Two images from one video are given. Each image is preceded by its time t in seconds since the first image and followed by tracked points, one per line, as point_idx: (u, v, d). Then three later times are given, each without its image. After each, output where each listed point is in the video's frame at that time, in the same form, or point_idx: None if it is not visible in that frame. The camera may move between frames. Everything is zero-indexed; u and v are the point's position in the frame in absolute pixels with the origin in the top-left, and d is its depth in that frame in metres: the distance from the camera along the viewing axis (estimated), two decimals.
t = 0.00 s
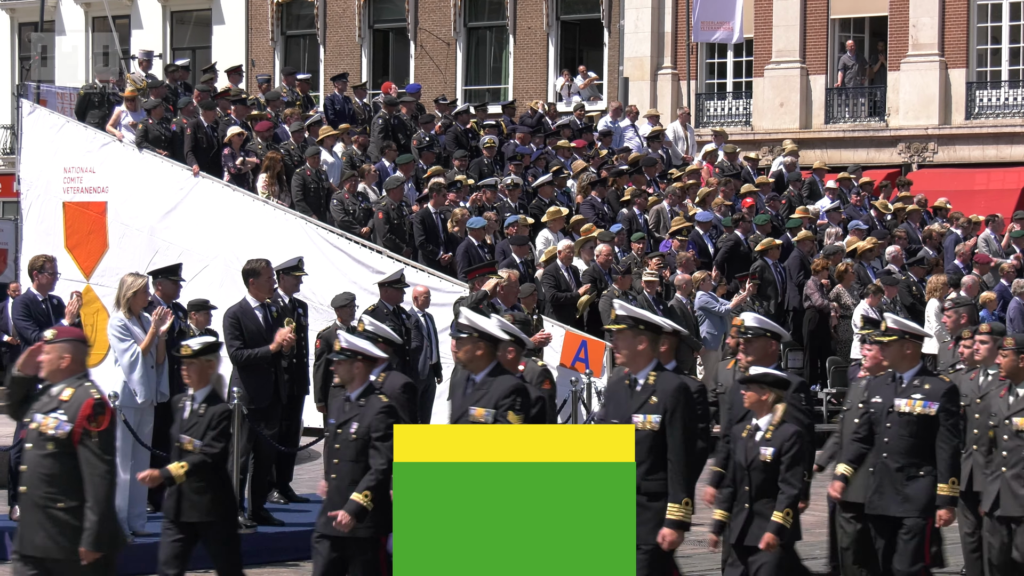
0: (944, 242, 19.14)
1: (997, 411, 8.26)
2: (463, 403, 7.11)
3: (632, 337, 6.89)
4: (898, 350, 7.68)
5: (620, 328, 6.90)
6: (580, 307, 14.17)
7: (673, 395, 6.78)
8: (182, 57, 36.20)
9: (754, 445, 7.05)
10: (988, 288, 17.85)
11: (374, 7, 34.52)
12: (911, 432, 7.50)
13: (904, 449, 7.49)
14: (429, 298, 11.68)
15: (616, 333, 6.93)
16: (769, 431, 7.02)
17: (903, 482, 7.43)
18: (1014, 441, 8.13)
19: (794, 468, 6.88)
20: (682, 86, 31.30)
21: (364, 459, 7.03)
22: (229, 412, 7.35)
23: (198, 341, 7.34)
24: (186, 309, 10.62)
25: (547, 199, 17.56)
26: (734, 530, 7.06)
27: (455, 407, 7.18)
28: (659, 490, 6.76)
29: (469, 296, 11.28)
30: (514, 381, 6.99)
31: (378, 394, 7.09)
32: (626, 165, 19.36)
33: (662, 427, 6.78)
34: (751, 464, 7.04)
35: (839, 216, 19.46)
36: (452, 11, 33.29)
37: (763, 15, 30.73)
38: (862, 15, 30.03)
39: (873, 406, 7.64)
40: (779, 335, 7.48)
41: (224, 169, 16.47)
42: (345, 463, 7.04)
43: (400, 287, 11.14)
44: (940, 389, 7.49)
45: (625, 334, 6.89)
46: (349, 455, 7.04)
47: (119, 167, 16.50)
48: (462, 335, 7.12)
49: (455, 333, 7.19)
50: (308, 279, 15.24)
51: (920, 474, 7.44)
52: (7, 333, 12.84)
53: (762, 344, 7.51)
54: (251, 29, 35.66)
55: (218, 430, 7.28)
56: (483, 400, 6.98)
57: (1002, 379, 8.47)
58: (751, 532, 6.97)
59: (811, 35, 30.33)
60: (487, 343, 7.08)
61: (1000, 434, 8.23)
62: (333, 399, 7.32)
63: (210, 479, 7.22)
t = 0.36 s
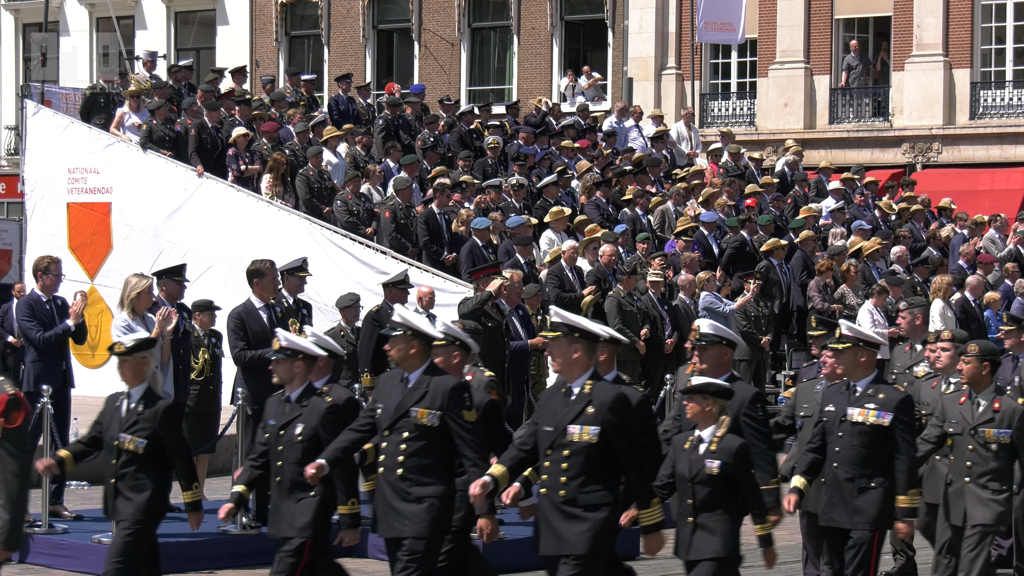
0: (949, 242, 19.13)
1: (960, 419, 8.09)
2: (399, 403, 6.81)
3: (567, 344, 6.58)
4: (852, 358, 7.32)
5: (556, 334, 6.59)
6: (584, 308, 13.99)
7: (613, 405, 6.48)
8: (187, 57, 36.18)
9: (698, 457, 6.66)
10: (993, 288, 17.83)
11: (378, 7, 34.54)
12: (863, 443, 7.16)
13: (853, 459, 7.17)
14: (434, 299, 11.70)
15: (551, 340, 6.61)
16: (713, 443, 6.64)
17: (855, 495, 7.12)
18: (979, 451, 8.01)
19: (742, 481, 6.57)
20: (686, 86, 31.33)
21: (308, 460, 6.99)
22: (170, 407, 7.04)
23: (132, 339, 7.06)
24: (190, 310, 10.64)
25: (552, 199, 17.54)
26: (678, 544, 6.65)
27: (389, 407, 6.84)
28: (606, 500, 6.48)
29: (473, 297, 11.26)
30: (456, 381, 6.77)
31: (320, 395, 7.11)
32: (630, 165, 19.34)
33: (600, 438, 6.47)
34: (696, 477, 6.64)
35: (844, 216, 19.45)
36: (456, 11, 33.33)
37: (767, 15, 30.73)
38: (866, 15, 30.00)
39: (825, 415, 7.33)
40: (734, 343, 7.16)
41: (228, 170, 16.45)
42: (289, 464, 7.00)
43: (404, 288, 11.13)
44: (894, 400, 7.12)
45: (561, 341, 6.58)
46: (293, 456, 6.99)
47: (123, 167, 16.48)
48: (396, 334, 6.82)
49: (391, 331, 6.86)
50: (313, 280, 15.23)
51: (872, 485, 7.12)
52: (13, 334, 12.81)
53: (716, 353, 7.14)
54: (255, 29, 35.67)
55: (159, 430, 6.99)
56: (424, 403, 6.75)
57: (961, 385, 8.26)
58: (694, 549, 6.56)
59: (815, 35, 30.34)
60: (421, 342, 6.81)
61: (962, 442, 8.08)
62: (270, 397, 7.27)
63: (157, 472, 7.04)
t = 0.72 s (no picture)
0: (951, 244, 19.14)
1: (917, 415, 7.85)
2: (338, 407, 6.73)
3: (506, 339, 6.60)
4: (804, 359, 7.27)
5: (494, 330, 6.63)
6: (586, 309, 14.16)
7: (548, 395, 6.50)
8: (189, 59, 36.15)
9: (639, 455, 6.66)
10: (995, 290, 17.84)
11: (380, 8, 34.54)
12: (811, 445, 7.13)
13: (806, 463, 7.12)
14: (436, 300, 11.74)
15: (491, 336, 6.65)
16: (653, 442, 6.64)
17: (807, 499, 7.02)
18: (933, 447, 7.71)
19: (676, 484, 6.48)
20: (688, 88, 31.34)
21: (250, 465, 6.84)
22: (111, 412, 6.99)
23: (71, 340, 6.99)
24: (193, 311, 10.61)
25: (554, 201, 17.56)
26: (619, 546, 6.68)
27: (331, 410, 6.77)
28: (540, 502, 6.42)
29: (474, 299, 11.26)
30: (396, 384, 6.63)
31: (264, 398, 6.88)
32: (632, 166, 19.34)
33: (532, 432, 6.49)
34: (634, 476, 6.67)
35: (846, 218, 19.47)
36: (458, 12, 33.35)
37: (769, 17, 30.72)
38: (868, 16, 29.99)
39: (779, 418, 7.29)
40: (687, 342, 7.01)
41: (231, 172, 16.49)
42: (231, 468, 6.86)
43: (407, 290, 11.19)
44: (841, 399, 7.08)
45: (499, 337, 6.61)
46: (234, 461, 6.85)
47: (126, 169, 16.49)
48: (341, 335, 6.78)
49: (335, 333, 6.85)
50: (315, 281, 15.21)
51: (824, 490, 6.99)
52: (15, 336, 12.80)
53: (668, 353, 7.01)
54: (258, 30, 35.67)
55: (97, 437, 6.93)
56: (362, 405, 6.63)
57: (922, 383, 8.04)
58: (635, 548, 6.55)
59: (818, 36, 30.33)
60: (365, 342, 6.73)
61: (919, 438, 7.80)
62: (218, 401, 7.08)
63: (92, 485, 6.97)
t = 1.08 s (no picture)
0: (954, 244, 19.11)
1: (857, 420, 7.55)
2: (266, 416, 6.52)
3: (421, 345, 6.38)
4: (737, 356, 7.09)
5: (409, 335, 6.36)
6: (590, 309, 14.06)
7: (465, 407, 6.25)
8: (192, 60, 36.16)
9: (564, 457, 6.53)
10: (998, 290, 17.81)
11: (383, 9, 34.58)
12: (748, 444, 7.00)
13: (739, 463, 6.99)
14: (439, 300, 11.71)
15: (405, 341, 6.39)
16: (580, 443, 6.49)
17: (739, 498, 6.94)
18: (875, 452, 7.44)
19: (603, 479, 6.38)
20: (691, 88, 31.30)
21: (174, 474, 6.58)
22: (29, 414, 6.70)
23: None
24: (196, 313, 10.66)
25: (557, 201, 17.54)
26: (544, 550, 6.60)
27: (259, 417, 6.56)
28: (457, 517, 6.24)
29: (479, 298, 11.24)
30: (325, 392, 6.42)
31: (188, 403, 6.63)
32: (635, 167, 19.32)
33: (451, 440, 6.26)
34: (560, 478, 6.53)
35: (849, 218, 19.45)
36: (462, 13, 33.35)
37: (773, 17, 30.69)
38: (872, 17, 29.98)
39: (711, 417, 7.15)
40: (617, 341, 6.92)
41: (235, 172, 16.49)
42: (156, 481, 6.59)
43: (409, 290, 11.17)
44: (780, 399, 6.98)
45: (414, 344, 6.38)
46: (159, 470, 6.59)
47: (129, 169, 16.49)
48: (267, 342, 6.54)
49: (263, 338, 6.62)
50: (318, 282, 15.23)
51: (757, 489, 6.95)
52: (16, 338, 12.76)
53: (600, 353, 6.90)
54: (261, 31, 35.70)
55: (20, 435, 6.65)
56: (287, 413, 6.43)
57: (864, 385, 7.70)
58: (560, 556, 6.51)
59: (822, 36, 30.31)
60: (292, 350, 6.51)
61: (860, 444, 7.52)
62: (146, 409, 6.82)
63: (20, 489, 6.73)
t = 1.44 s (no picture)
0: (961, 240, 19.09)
1: (813, 424, 7.50)
2: (195, 408, 6.81)
3: (356, 348, 6.44)
4: (683, 361, 7.00)
5: (342, 336, 6.44)
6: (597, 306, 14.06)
7: (399, 414, 6.33)
8: (200, 56, 36.16)
9: (496, 466, 6.47)
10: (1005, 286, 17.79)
11: (391, 6, 34.56)
12: (692, 453, 6.88)
13: (681, 471, 6.88)
14: (447, 297, 11.75)
15: (338, 343, 6.46)
16: (513, 452, 6.47)
17: (682, 508, 6.85)
18: (833, 459, 7.41)
19: (539, 490, 6.41)
20: (699, 85, 31.24)
21: (103, 462, 7.13)
22: None
23: None
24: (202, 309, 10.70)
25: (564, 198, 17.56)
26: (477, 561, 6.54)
27: (184, 412, 6.85)
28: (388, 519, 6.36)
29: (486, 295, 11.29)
30: (255, 386, 6.78)
31: (117, 395, 7.19)
32: (643, 162, 19.33)
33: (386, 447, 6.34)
34: (492, 487, 6.46)
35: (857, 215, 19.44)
36: (470, 9, 33.34)
37: (780, 13, 30.66)
38: (879, 13, 29.94)
39: (656, 422, 7.06)
40: (567, 345, 6.94)
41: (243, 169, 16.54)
42: (84, 469, 7.15)
43: (418, 286, 11.21)
44: (725, 407, 6.84)
45: (348, 346, 6.44)
46: (87, 460, 7.14)
47: (137, 166, 16.53)
48: (193, 333, 6.85)
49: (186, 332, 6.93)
50: (326, 278, 15.20)
51: (700, 498, 6.84)
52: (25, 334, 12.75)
53: (550, 356, 6.98)
54: (268, 28, 35.71)
55: None
56: (221, 407, 6.75)
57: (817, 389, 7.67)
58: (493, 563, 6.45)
59: (830, 33, 30.28)
60: (217, 342, 6.86)
61: (816, 448, 7.48)
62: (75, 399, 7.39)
63: None
